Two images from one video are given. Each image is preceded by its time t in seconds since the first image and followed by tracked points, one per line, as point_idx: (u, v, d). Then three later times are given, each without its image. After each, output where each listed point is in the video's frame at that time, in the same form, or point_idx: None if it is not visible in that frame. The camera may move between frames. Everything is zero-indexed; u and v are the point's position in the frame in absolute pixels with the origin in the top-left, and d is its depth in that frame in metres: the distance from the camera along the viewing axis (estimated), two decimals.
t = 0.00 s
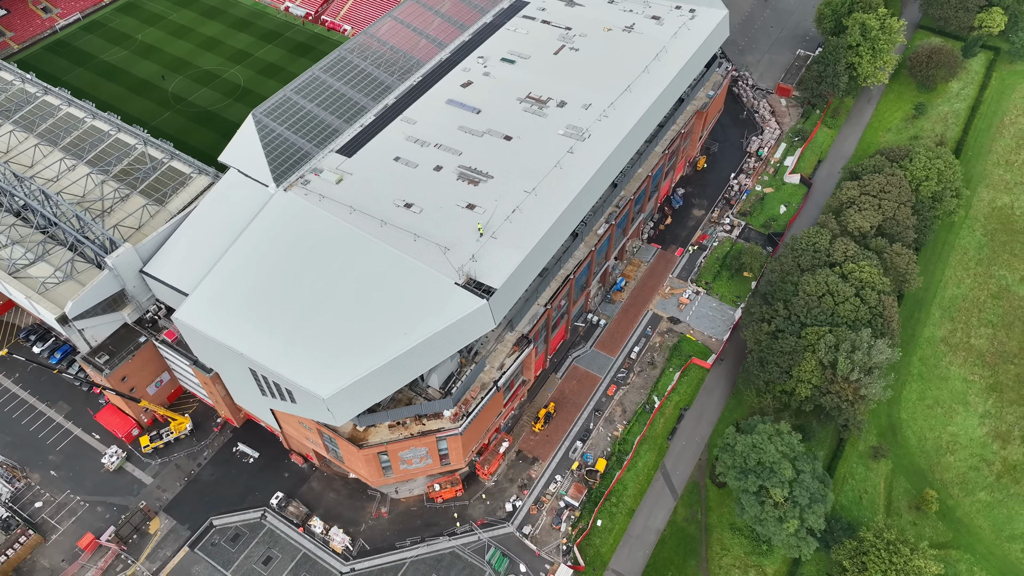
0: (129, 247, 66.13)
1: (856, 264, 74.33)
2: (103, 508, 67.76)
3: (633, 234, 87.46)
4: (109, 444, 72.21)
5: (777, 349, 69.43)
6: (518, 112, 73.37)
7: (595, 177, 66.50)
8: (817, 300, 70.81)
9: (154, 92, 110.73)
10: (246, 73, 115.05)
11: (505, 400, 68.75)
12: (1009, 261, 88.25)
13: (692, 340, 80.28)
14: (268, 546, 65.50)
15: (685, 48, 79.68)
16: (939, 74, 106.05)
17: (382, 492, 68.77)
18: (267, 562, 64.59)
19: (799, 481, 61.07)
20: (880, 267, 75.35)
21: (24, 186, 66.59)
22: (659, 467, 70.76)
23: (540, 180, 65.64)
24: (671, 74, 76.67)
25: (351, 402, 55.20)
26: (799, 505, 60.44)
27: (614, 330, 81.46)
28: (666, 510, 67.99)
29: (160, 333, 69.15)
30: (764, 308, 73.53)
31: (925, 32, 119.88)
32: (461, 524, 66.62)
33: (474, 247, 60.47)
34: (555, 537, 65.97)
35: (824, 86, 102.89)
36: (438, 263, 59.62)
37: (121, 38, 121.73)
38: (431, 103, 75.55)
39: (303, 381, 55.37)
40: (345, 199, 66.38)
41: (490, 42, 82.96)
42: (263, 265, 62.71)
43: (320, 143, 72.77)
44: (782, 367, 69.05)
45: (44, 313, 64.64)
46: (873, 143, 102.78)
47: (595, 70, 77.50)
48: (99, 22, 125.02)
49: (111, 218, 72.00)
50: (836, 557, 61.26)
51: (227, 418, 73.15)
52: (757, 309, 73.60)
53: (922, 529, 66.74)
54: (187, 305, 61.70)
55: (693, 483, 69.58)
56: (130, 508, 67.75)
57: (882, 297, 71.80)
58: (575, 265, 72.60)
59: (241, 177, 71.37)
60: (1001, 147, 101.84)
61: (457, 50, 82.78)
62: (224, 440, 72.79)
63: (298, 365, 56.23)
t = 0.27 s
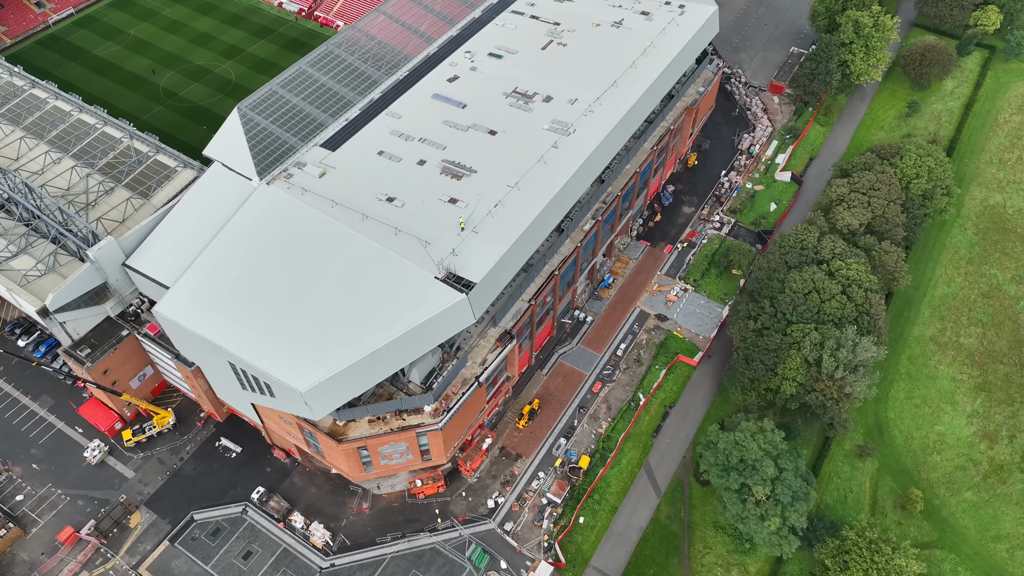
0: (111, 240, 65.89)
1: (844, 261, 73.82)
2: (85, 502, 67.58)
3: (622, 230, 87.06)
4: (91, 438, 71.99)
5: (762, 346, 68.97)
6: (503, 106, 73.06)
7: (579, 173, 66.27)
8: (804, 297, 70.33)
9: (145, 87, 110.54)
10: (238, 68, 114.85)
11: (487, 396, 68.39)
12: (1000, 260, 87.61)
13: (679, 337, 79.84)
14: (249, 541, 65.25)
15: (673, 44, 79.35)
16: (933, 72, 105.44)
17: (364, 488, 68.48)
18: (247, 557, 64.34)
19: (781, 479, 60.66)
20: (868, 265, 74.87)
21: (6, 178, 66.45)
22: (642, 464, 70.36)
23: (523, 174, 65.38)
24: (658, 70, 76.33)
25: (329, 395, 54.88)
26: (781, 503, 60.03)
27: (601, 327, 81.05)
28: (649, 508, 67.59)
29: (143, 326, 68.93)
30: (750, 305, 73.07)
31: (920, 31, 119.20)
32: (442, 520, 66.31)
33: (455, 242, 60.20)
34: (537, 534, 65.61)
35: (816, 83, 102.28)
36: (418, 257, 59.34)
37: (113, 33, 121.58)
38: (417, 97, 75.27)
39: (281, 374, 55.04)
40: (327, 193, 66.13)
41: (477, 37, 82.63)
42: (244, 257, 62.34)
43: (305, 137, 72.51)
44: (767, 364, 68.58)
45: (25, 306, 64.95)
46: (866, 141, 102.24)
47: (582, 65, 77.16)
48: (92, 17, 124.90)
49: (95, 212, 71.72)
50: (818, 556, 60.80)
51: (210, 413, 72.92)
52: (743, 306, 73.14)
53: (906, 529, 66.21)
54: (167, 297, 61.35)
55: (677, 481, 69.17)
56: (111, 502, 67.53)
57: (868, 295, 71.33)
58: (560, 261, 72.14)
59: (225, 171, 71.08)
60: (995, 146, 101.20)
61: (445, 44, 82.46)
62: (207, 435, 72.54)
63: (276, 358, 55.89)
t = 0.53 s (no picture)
0: (98, 229, 65.65)
1: (837, 258, 73.07)
2: (69, 491, 67.46)
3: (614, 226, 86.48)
4: (78, 428, 71.86)
5: (752, 343, 68.26)
6: (494, 99, 72.61)
7: (567, 166, 65.81)
8: (795, 294, 69.69)
9: (142, 79, 110.55)
10: (235, 62, 114.75)
11: (474, 390, 67.94)
12: (997, 260, 86.59)
13: (669, 334, 79.19)
14: (232, 532, 64.98)
15: (666, 38, 78.77)
16: (933, 71, 104.37)
17: (348, 481, 68.14)
18: (229, 549, 64.04)
19: (767, 477, 59.96)
20: (861, 263, 74.08)
21: None
22: (630, 461, 69.76)
23: (511, 167, 64.95)
24: (651, 64, 75.77)
25: (310, 386, 54.50)
26: (767, 501, 59.33)
27: (592, 323, 80.47)
28: (635, 504, 66.98)
29: (129, 316, 68.71)
30: (741, 302, 72.40)
31: (921, 29, 118.18)
32: (426, 514, 65.91)
33: (440, 234, 59.80)
34: (521, 529, 65.10)
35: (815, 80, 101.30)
36: (403, 249, 58.97)
37: (112, 25, 121.66)
38: (408, 89, 74.88)
39: (262, 364, 54.65)
40: (314, 184, 65.81)
41: (470, 30, 82.17)
42: (229, 248, 62.02)
43: (294, 128, 72.20)
44: (757, 361, 67.87)
45: (10, 294, 65.08)
46: (864, 139, 101.30)
47: (574, 59, 76.66)
48: (91, 10, 125.04)
49: (83, 201, 71.53)
50: (804, 555, 60.09)
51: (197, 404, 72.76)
52: (734, 303, 72.49)
53: (896, 529, 65.40)
54: (152, 286, 61.07)
55: (664, 478, 68.54)
56: (95, 492, 67.36)
57: (860, 292, 70.57)
58: (550, 255, 71.58)
59: (214, 161, 70.83)
60: (994, 145, 100.10)
61: (438, 37, 82.04)
62: (193, 426, 72.33)
63: (258, 348, 55.50)
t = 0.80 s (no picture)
0: (78, 220, 65.20)
1: (825, 253, 72.33)
2: (49, 484, 67.02)
3: (602, 221, 85.90)
4: (59, 421, 71.41)
5: (738, 338, 67.57)
6: (479, 91, 72.04)
7: (551, 158, 65.22)
8: (781, 289, 69.01)
9: (132, 73, 110.17)
10: (226, 56, 114.33)
11: (456, 384, 67.41)
12: (989, 257, 85.82)
13: (657, 329, 78.58)
14: (211, 526, 64.46)
15: (655, 31, 78.18)
16: (927, 66, 103.63)
17: (330, 475, 67.65)
18: (208, 543, 63.51)
19: (750, 472, 59.29)
20: (850, 258, 73.34)
21: None
22: (614, 457, 69.17)
23: (494, 159, 64.39)
24: (639, 57, 75.17)
25: (287, 378, 53.92)
26: (750, 496, 58.66)
27: (579, 318, 79.89)
28: (619, 500, 66.36)
29: (111, 308, 68.06)
30: (728, 297, 71.72)
31: (916, 26, 117.46)
32: (408, 509, 65.34)
33: (421, 225, 59.25)
34: (503, 525, 64.47)
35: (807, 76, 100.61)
36: (383, 240, 58.42)
37: (104, 19, 121.27)
38: (393, 81, 74.33)
39: (238, 356, 54.05)
40: (296, 175, 65.28)
41: (458, 23, 81.60)
42: (209, 239, 61.43)
43: (278, 119, 71.66)
44: (743, 356, 67.17)
45: None
46: (857, 135, 100.63)
47: (562, 51, 76.09)
48: (83, 4, 124.66)
49: (66, 192, 70.95)
50: (787, 552, 59.45)
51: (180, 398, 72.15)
52: (721, 298, 71.83)
53: (882, 526, 64.66)
54: (131, 278, 60.52)
55: (649, 474, 67.92)
56: (75, 485, 66.91)
57: (848, 287, 69.81)
58: (535, 249, 70.96)
59: (197, 152, 70.26)
60: (988, 141, 99.29)
61: (425, 30, 81.48)
62: (175, 419, 71.88)
63: (236, 339, 54.91)
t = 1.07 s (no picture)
0: (55, 212, 64.94)
1: (812, 247, 71.64)
2: (27, 478, 66.38)
3: (589, 215, 85.32)
4: (39, 414, 70.77)
5: (722, 332, 66.90)
6: (463, 83, 71.43)
7: (533, 150, 64.64)
8: (767, 283, 68.35)
9: (120, 67, 109.57)
10: (215, 50, 113.72)
11: (438, 378, 66.86)
12: (980, 252, 85.11)
13: (643, 324, 77.91)
14: (190, 521, 63.82)
15: (641, 23, 77.61)
16: (919, 61, 103.00)
17: (310, 470, 67.02)
18: (186, 537, 62.87)
19: (733, 467, 58.59)
20: (837, 252, 72.68)
21: None
22: (598, 452, 68.51)
23: (476, 151, 63.82)
24: (625, 48, 74.59)
25: (262, 370, 53.20)
26: (732, 491, 57.95)
27: (564, 312, 79.26)
28: (602, 496, 65.70)
29: (90, 300, 67.38)
30: (713, 292, 71.05)
31: (909, 21, 116.84)
32: (388, 504, 64.69)
33: (400, 216, 58.66)
34: (484, 520, 63.82)
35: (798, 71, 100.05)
36: (361, 231, 57.80)
37: (92, 13, 120.63)
38: (376, 73, 73.73)
39: (213, 347, 53.33)
40: (276, 166, 64.67)
41: (443, 15, 80.98)
42: (187, 230, 60.71)
43: (260, 111, 71.02)
44: (727, 351, 66.49)
45: None
46: (847, 130, 100.05)
47: (547, 43, 75.53)
48: None
49: (46, 183, 70.28)
50: (770, 548, 58.78)
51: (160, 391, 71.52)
52: (707, 292, 71.17)
53: (867, 523, 63.97)
54: (107, 269, 59.76)
55: (632, 469, 67.25)
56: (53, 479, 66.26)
57: (834, 281, 69.14)
58: (518, 242, 70.30)
59: (178, 144, 69.61)
60: (980, 137, 98.62)
61: (410, 22, 80.86)
62: (155, 413, 71.26)
63: (210, 331, 54.18)
